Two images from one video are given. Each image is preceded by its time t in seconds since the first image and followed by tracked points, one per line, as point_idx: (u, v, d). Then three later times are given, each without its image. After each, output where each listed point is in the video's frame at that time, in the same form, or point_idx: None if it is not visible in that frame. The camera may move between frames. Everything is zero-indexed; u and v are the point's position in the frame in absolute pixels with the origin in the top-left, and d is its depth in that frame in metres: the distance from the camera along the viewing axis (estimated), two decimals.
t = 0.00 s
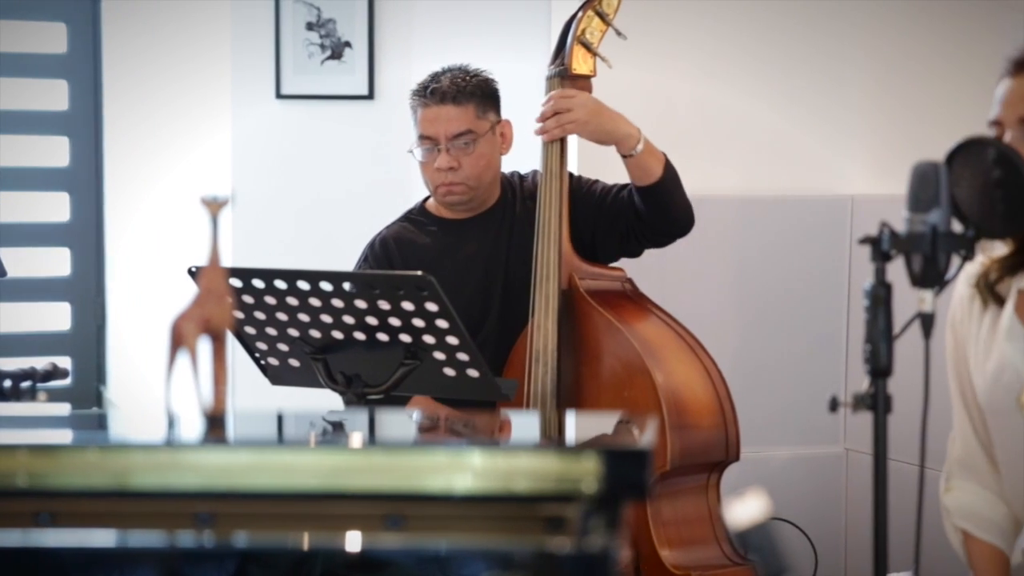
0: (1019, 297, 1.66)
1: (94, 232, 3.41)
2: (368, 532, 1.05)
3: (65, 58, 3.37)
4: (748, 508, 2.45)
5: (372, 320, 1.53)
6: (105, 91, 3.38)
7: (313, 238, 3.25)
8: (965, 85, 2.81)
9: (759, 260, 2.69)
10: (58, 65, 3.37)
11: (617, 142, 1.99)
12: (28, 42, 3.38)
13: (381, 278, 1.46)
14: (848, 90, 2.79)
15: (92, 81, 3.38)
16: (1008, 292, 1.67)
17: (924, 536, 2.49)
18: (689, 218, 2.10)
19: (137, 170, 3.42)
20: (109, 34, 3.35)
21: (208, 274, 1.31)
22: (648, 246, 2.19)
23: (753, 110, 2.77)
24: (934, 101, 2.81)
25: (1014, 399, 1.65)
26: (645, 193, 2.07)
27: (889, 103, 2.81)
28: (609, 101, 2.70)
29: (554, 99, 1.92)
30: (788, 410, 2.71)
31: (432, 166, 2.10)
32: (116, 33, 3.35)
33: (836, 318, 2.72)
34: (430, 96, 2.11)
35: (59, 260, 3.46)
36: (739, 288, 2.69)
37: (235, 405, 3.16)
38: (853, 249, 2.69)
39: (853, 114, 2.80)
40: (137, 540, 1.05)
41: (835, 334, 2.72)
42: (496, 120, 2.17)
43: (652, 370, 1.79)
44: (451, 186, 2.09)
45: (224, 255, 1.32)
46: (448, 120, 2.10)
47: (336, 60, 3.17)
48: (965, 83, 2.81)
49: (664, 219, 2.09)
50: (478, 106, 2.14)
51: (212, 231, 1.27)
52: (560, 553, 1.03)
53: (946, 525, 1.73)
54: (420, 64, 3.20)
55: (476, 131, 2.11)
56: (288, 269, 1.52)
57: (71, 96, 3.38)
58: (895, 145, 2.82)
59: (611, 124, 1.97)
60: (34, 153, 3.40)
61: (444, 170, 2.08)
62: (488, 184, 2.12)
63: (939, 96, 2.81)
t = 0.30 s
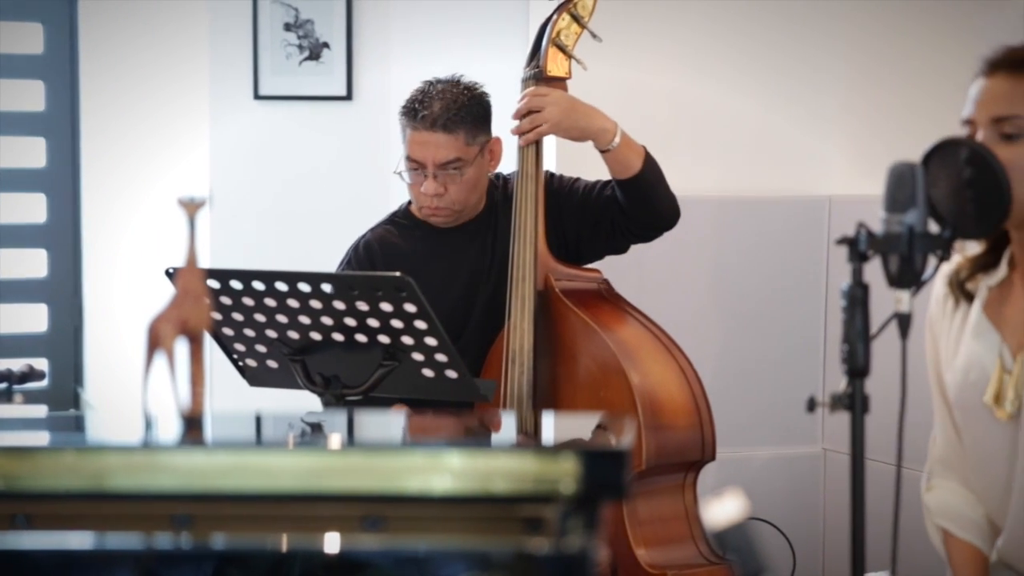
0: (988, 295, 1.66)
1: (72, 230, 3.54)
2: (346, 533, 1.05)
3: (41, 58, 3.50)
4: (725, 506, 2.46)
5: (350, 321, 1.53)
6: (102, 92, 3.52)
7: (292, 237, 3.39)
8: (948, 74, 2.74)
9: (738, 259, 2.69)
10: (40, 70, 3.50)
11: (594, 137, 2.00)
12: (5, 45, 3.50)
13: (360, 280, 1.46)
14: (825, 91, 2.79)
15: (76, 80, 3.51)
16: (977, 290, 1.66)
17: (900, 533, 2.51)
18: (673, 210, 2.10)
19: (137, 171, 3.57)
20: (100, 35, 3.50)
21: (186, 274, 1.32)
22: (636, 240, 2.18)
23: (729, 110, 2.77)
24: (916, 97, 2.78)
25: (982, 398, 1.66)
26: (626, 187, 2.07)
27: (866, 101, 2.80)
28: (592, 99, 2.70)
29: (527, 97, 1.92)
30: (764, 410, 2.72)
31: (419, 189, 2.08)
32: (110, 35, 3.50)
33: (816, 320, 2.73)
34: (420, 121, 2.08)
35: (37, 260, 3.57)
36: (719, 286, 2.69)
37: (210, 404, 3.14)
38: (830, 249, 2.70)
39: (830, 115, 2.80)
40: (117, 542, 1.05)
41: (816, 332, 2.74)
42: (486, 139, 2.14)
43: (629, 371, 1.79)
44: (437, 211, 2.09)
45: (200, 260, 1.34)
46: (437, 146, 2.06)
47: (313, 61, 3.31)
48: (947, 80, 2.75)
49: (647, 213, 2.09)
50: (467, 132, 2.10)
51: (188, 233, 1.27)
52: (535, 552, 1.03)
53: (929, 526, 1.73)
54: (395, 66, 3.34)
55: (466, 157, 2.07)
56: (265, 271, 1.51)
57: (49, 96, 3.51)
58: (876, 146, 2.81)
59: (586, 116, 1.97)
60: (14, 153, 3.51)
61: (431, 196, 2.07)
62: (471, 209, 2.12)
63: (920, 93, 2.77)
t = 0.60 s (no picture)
0: (967, 295, 1.67)
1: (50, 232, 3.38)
2: (326, 534, 1.03)
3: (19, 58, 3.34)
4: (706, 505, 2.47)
5: (330, 321, 1.53)
6: (100, 93, 3.45)
7: (277, 236, 3.28)
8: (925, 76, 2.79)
9: (721, 260, 2.69)
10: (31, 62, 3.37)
11: (578, 139, 1.99)
12: None
13: (341, 280, 1.46)
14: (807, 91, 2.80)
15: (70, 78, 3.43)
16: (956, 291, 1.67)
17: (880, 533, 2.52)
18: (664, 209, 2.09)
19: (137, 170, 3.47)
20: (97, 35, 3.43)
21: (165, 275, 1.32)
22: (629, 242, 2.16)
23: (712, 110, 2.77)
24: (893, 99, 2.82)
25: (961, 398, 1.63)
26: (613, 187, 2.06)
27: (847, 103, 2.82)
28: (577, 99, 2.69)
29: (511, 97, 1.93)
30: (744, 409, 2.73)
31: (410, 200, 2.08)
32: (111, 34, 3.44)
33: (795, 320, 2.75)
34: (414, 133, 2.08)
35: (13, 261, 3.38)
36: (703, 285, 2.68)
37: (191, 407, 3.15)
38: (811, 250, 2.71)
39: (810, 114, 2.81)
40: (95, 545, 1.03)
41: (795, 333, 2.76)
42: (480, 152, 2.14)
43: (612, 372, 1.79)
44: (428, 221, 2.09)
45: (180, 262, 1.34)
46: (431, 158, 2.06)
47: (295, 61, 3.22)
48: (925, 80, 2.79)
49: (636, 213, 2.09)
50: (463, 145, 2.09)
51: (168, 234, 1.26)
52: (516, 554, 1.00)
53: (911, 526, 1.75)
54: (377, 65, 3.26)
55: (459, 170, 2.07)
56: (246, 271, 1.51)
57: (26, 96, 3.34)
58: (856, 147, 2.82)
59: (571, 119, 1.97)
60: None
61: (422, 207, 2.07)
62: (463, 221, 2.12)
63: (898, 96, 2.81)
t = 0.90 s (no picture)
0: (938, 298, 1.67)
1: (25, 233, 3.26)
2: (302, 535, 1.01)
3: None
4: (681, 506, 2.47)
5: (305, 322, 1.53)
6: (96, 95, 3.25)
7: (255, 239, 3.22)
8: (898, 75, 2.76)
9: (698, 259, 2.69)
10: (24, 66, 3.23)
11: (561, 141, 1.99)
12: None
13: (317, 281, 1.46)
14: (788, 90, 2.78)
15: (68, 82, 3.24)
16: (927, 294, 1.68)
17: (855, 534, 2.53)
18: (644, 211, 2.10)
19: (137, 171, 3.27)
20: (98, 35, 3.24)
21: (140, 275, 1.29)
22: (610, 244, 2.16)
23: (693, 110, 2.76)
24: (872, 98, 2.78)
25: (935, 400, 1.63)
26: (595, 188, 2.07)
27: (825, 101, 2.79)
28: (557, 99, 2.68)
29: (496, 98, 1.92)
30: (720, 407, 2.73)
31: (393, 194, 2.08)
32: (110, 32, 3.23)
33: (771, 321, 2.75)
34: (398, 127, 2.07)
35: None
36: (679, 286, 2.68)
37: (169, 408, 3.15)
38: (785, 248, 2.72)
39: (789, 113, 2.79)
40: (70, 547, 1.01)
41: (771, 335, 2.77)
42: (463, 148, 2.14)
43: (596, 372, 1.78)
44: (411, 216, 2.09)
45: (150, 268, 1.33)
46: (414, 152, 2.06)
47: (269, 61, 3.14)
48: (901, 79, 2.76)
49: (617, 214, 2.09)
50: (445, 138, 2.09)
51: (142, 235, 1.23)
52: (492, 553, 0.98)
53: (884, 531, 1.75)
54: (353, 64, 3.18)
55: (443, 164, 2.07)
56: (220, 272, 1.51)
57: None
58: (839, 146, 2.79)
59: (554, 120, 1.97)
60: None
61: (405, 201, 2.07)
62: (445, 215, 2.11)
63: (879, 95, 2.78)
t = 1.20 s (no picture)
0: (913, 300, 1.70)
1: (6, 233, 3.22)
2: (285, 535, 0.98)
3: None
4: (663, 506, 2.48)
5: (286, 322, 1.54)
6: (95, 95, 3.24)
7: (238, 239, 3.22)
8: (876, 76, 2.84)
9: (679, 260, 2.70)
10: (21, 65, 3.21)
11: (545, 141, 2.00)
12: None
13: (298, 281, 1.47)
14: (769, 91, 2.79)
15: (67, 81, 3.23)
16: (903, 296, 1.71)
17: (834, 533, 2.54)
18: (624, 211, 2.11)
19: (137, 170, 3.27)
20: (98, 35, 3.22)
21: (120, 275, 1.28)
22: (590, 244, 2.17)
23: (674, 110, 2.76)
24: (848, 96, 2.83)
25: (913, 402, 1.65)
26: (577, 189, 2.07)
27: (804, 103, 2.81)
28: (539, 101, 2.68)
29: (479, 99, 1.93)
30: (701, 405, 2.74)
31: (378, 188, 2.07)
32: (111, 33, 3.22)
33: (751, 320, 2.77)
34: (386, 120, 2.08)
35: None
36: (660, 286, 2.69)
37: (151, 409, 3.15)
38: (766, 248, 2.73)
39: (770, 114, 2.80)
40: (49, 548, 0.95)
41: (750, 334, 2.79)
42: (447, 145, 2.14)
43: (580, 372, 1.79)
44: (395, 210, 2.08)
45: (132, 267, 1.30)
46: (401, 146, 2.06)
47: (251, 61, 3.14)
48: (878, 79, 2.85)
49: (598, 215, 2.10)
50: (432, 134, 2.10)
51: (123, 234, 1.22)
52: (473, 552, 0.95)
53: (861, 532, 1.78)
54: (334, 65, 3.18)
55: (429, 159, 2.07)
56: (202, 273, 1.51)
57: None
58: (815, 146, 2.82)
59: (536, 121, 1.97)
60: None
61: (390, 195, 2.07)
62: (429, 210, 2.11)
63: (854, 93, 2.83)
